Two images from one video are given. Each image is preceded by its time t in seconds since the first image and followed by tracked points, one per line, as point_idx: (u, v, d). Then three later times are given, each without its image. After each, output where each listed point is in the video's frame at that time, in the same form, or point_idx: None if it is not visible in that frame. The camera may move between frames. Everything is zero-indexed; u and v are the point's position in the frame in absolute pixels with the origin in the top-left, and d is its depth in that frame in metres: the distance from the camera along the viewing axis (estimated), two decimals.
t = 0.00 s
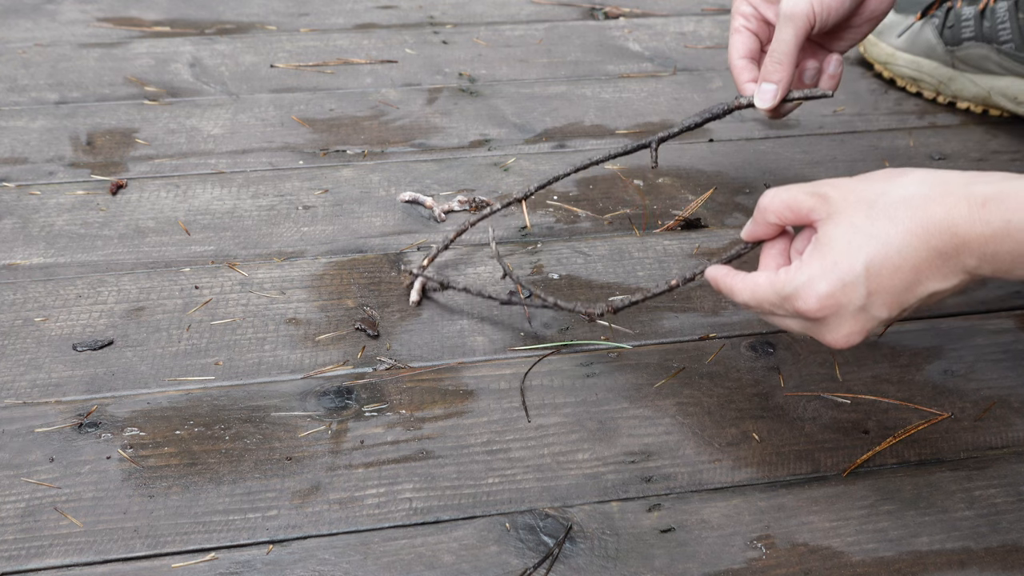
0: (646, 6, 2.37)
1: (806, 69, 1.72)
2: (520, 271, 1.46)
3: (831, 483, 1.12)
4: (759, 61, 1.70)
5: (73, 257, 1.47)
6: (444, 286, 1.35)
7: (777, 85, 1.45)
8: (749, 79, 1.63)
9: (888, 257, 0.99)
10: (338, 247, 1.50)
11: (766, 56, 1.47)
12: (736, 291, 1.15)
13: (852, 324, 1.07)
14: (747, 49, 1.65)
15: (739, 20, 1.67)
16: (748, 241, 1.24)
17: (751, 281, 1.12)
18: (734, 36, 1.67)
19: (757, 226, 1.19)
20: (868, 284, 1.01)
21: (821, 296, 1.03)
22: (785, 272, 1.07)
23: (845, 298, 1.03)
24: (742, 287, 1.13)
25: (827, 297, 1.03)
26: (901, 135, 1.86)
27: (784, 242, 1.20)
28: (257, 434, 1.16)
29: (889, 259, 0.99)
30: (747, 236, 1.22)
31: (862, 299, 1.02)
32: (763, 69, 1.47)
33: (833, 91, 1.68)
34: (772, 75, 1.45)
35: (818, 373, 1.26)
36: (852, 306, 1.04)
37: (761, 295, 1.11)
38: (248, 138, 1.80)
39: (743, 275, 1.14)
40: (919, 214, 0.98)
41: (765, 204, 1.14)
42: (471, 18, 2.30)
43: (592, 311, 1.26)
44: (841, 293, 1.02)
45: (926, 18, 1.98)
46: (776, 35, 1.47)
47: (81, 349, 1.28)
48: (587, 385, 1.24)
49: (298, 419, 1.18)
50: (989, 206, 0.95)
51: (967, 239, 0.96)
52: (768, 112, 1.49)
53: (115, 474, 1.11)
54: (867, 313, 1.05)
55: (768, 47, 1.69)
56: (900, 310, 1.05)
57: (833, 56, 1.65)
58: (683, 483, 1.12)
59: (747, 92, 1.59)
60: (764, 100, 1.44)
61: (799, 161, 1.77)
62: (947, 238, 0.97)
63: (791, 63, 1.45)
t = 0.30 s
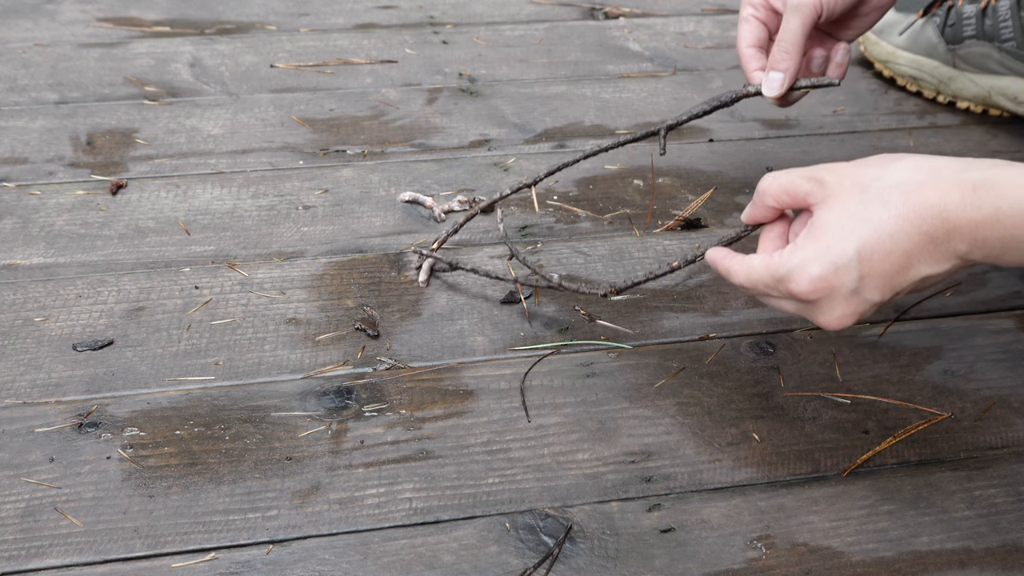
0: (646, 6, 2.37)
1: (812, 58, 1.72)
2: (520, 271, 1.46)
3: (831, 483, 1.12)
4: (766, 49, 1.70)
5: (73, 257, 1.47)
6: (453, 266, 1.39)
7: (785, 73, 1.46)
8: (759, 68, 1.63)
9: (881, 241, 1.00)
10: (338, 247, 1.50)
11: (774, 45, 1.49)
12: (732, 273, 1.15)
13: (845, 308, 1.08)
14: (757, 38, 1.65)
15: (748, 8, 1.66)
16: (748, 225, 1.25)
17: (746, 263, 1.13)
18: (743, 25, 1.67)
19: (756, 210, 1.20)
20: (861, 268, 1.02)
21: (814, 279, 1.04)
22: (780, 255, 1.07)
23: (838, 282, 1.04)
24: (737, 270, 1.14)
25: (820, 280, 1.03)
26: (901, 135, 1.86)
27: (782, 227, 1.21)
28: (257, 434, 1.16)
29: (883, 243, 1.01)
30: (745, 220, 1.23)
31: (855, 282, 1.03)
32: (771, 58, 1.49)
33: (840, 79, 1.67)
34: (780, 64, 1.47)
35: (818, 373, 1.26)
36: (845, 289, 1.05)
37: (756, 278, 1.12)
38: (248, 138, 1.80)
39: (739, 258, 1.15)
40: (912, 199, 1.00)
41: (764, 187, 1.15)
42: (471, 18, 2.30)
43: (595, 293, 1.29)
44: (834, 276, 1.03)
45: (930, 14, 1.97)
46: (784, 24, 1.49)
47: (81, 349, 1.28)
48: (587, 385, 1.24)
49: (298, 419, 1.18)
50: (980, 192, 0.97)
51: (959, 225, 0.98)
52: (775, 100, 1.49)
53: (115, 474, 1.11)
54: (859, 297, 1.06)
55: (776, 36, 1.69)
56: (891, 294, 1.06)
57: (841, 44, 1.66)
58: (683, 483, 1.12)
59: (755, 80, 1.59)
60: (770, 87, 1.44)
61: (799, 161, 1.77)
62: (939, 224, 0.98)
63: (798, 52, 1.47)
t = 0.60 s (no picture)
0: (646, 6, 2.37)
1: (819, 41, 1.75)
2: (520, 272, 1.46)
3: (831, 483, 1.12)
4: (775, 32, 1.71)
5: (73, 257, 1.47)
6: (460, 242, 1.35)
7: (792, 56, 1.46)
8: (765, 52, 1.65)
9: (871, 223, 1.02)
10: (338, 247, 1.50)
11: (780, 29, 1.49)
12: (728, 251, 1.19)
13: (835, 288, 1.10)
14: (764, 21, 1.66)
15: None
16: (745, 205, 1.29)
17: (741, 242, 1.16)
18: (751, 9, 1.68)
19: (754, 190, 1.24)
20: (851, 250, 1.04)
21: (805, 259, 1.06)
22: (773, 234, 1.10)
23: (828, 262, 1.06)
24: (733, 248, 1.17)
25: (811, 260, 1.06)
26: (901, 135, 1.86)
27: (779, 208, 1.25)
28: (257, 434, 1.16)
29: (873, 225, 1.03)
30: (744, 200, 1.27)
31: (844, 263, 1.06)
32: (777, 42, 1.49)
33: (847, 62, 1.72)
34: (786, 48, 1.47)
35: (818, 373, 1.27)
36: (835, 270, 1.07)
37: (750, 256, 1.15)
38: (248, 138, 1.80)
39: (735, 237, 1.18)
40: (903, 183, 1.01)
41: (762, 167, 1.18)
42: (471, 18, 2.30)
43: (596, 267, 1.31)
44: (824, 257, 1.06)
45: (931, 12, 1.95)
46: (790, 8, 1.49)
47: (81, 349, 1.28)
48: (587, 385, 1.24)
49: (298, 419, 1.18)
50: (970, 177, 0.97)
51: (947, 209, 0.99)
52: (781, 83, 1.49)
53: (115, 474, 1.11)
54: (849, 278, 1.08)
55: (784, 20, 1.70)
56: (882, 276, 1.08)
57: (847, 29, 1.72)
58: (683, 483, 1.12)
59: (760, 64, 1.60)
60: (776, 70, 1.44)
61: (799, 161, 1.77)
62: (929, 207, 0.99)
63: (803, 35, 1.48)
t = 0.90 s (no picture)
0: (646, 6, 2.37)
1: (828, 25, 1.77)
2: (520, 271, 1.46)
3: (831, 483, 1.12)
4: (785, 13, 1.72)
5: (73, 257, 1.47)
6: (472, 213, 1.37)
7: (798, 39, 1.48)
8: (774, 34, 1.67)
9: (867, 209, 1.03)
10: (338, 247, 1.50)
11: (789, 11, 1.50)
12: (728, 234, 1.20)
13: (831, 273, 1.11)
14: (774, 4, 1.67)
15: None
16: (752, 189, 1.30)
17: (741, 226, 1.17)
18: None
19: (758, 175, 1.24)
20: (847, 235, 1.05)
21: (802, 243, 1.07)
22: (772, 219, 1.11)
23: (824, 247, 1.07)
24: (733, 231, 1.18)
25: (807, 245, 1.07)
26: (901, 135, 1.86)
27: (783, 192, 1.26)
28: (257, 434, 1.16)
29: (869, 211, 1.03)
30: (750, 185, 1.28)
31: (840, 248, 1.06)
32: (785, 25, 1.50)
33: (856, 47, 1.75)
34: (794, 30, 1.49)
35: (819, 373, 1.27)
36: (831, 254, 1.08)
37: (749, 240, 1.16)
38: (248, 138, 1.80)
39: (736, 220, 1.19)
40: (900, 170, 1.02)
41: (765, 152, 1.19)
42: (471, 18, 2.30)
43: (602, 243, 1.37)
44: (821, 242, 1.06)
45: (932, 10, 1.95)
46: None
47: (81, 349, 1.28)
48: (587, 385, 1.24)
49: (298, 419, 1.18)
50: (966, 165, 0.97)
51: (943, 196, 0.99)
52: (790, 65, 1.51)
53: (115, 474, 1.11)
54: (845, 262, 1.09)
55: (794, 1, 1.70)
56: (878, 262, 1.09)
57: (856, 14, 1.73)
58: (683, 483, 1.12)
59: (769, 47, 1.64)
60: (783, 54, 1.46)
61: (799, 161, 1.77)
62: (924, 195, 1.00)
63: (812, 17, 1.48)
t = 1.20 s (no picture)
0: (646, 6, 2.37)
1: (824, 20, 1.75)
2: (520, 271, 1.46)
3: (831, 483, 1.12)
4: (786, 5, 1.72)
5: (73, 257, 1.47)
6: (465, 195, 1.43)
7: (793, 34, 1.50)
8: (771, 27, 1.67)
9: (870, 208, 1.03)
10: (338, 247, 1.50)
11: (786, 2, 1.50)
12: (729, 232, 1.19)
13: (833, 271, 1.10)
14: None
15: None
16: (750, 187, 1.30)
17: (742, 224, 1.16)
18: None
19: (757, 172, 1.24)
20: (850, 233, 1.05)
21: (804, 241, 1.06)
22: (774, 217, 1.10)
23: (826, 245, 1.06)
24: (733, 229, 1.17)
25: (810, 243, 1.06)
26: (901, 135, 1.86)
27: (782, 190, 1.25)
28: (257, 434, 1.16)
29: (872, 210, 1.03)
30: (748, 182, 1.27)
31: (843, 247, 1.06)
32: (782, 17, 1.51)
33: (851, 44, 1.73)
34: (789, 24, 1.50)
35: (819, 373, 1.26)
36: (833, 253, 1.07)
37: (750, 238, 1.15)
38: (248, 138, 1.80)
39: (736, 218, 1.18)
40: (903, 169, 1.02)
41: (765, 150, 1.19)
42: (471, 18, 2.30)
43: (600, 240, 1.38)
44: (823, 240, 1.06)
45: (932, 9, 1.94)
46: None
47: (82, 349, 1.28)
48: (587, 385, 1.24)
49: (298, 419, 1.18)
50: (969, 164, 0.98)
51: (946, 195, 0.99)
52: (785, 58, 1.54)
53: (115, 474, 1.11)
54: (847, 261, 1.08)
55: None
56: (880, 260, 1.09)
57: (852, 9, 1.70)
58: (683, 482, 1.12)
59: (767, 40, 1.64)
60: (780, 48, 1.49)
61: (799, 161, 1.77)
62: (927, 194, 1.00)
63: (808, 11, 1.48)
